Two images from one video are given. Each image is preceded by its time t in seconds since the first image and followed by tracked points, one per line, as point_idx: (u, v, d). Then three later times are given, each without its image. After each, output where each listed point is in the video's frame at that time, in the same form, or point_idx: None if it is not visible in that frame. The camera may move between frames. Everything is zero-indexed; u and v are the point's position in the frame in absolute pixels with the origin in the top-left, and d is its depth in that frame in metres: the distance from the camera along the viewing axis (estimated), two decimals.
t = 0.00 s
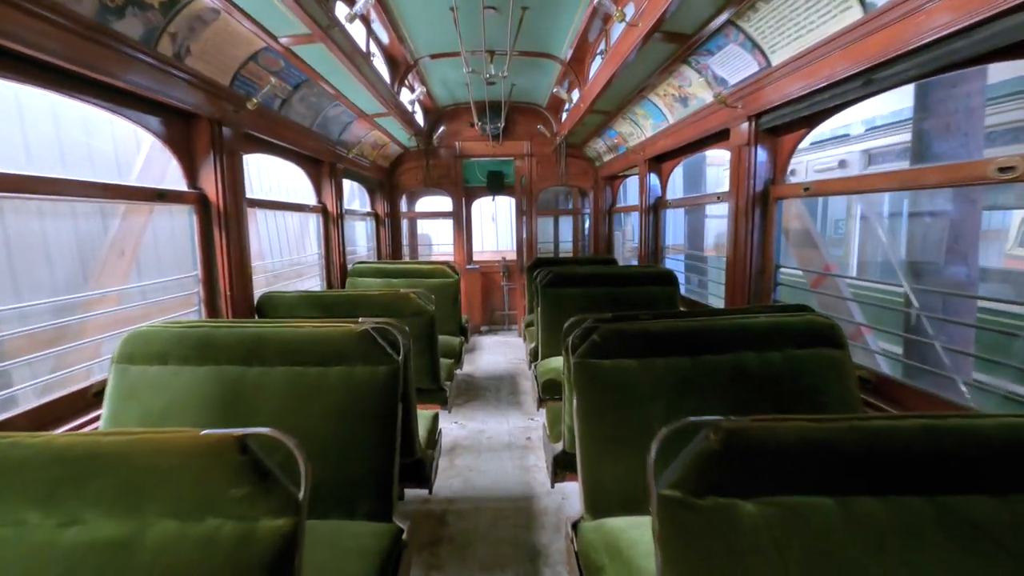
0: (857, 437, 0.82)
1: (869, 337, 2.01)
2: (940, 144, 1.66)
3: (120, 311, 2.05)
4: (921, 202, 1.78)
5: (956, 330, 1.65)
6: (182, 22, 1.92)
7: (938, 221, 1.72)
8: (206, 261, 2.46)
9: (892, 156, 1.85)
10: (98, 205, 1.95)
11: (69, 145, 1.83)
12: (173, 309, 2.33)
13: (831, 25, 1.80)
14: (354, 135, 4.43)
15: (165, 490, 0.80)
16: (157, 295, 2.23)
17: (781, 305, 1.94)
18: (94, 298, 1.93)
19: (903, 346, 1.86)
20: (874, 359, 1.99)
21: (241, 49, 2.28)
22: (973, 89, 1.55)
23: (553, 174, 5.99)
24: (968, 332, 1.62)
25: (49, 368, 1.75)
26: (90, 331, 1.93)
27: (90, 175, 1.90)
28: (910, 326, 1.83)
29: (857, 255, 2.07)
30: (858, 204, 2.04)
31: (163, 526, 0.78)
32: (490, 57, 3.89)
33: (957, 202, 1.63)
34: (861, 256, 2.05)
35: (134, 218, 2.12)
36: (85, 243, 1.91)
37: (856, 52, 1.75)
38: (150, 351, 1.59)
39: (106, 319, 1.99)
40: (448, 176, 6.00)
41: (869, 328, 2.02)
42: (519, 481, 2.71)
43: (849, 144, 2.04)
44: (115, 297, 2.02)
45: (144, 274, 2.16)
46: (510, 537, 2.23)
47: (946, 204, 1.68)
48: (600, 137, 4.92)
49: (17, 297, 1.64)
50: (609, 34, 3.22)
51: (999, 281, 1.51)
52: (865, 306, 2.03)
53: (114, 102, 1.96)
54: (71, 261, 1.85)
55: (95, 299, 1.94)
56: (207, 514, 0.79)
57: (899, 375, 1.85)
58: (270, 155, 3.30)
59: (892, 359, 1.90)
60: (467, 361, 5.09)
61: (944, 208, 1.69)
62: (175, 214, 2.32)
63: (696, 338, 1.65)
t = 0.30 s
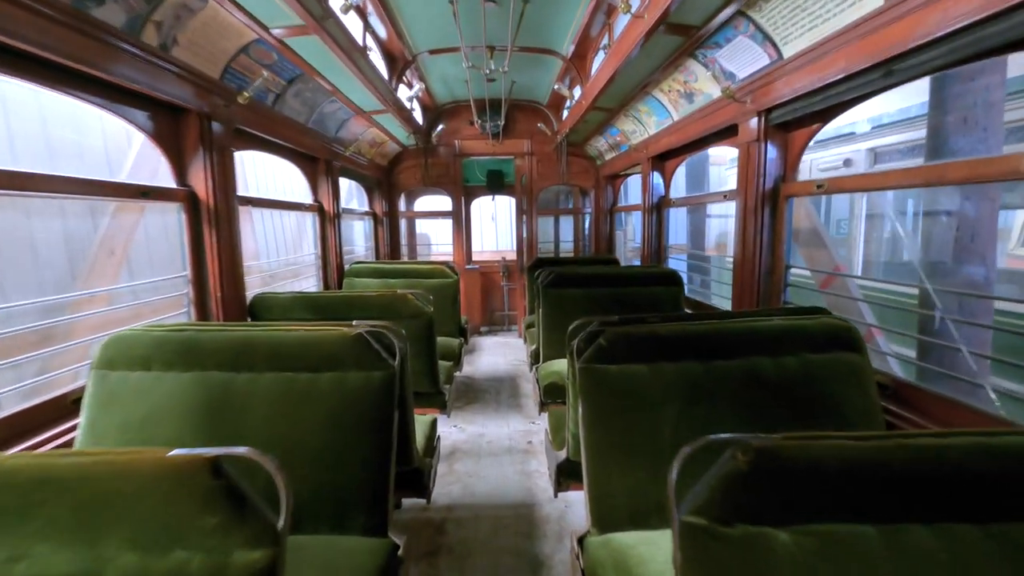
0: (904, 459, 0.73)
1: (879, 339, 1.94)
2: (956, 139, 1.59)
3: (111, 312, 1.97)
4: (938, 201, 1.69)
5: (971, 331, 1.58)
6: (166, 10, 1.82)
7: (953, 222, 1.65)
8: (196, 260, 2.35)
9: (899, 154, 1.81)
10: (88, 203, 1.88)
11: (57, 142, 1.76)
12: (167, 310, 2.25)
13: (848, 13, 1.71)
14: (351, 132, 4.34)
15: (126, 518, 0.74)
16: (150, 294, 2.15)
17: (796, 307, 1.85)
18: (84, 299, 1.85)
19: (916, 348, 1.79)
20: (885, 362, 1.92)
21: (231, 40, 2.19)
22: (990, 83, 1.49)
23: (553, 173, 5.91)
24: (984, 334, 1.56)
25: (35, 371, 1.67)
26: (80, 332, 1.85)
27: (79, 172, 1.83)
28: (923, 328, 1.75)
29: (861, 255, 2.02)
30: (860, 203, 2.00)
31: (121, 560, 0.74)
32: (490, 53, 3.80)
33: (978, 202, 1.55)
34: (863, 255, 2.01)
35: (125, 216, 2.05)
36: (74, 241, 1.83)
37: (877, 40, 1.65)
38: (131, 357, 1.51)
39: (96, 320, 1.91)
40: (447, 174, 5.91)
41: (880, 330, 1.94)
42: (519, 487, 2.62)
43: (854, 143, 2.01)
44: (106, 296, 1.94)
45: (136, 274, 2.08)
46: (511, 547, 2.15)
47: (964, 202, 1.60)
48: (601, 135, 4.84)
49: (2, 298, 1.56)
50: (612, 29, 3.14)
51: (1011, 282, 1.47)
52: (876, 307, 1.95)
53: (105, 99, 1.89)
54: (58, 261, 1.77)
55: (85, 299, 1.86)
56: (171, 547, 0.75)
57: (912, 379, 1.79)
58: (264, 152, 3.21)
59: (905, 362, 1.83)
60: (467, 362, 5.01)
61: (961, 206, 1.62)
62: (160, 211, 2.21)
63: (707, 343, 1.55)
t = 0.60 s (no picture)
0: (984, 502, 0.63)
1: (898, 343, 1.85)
2: (983, 134, 1.49)
3: (97, 316, 1.86)
4: (964, 198, 1.58)
5: (999, 335, 1.47)
6: None
7: (967, 224, 1.58)
8: (182, 261, 2.22)
9: (912, 151, 1.73)
10: (74, 202, 1.78)
11: (38, 138, 1.65)
12: (156, 313, 2.14)
13: None
14: (347, 129, 4.23)
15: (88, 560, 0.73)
16: (140, 298, 2.04)
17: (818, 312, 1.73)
18: (69, 303, 1.74)
19: (939, 353, 1.68)
20: (905, 367, 1.83)
21: (217, 30, 2.07)
22: (1023, 74, 1.39)
23: (555, 171, 5.79)
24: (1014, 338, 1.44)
25: (16, 378, 1.56)
26: (61, 339, 1.73)
27: (63, 172, 1.73)
28: (947, 332, 1.64)
29: (872, 254, 1.94)
30: (867, 202, 1.94)
31: None
32: (490, 47, 3.69)
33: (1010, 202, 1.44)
34: (873, 255, 1.94)
35: (111, 217, 1.94)
36: (59, 244, 1.73)
37: (909, 25, 1.53)
38: (102, 368, 1.38)
39: (80, 325, 1.80)
40: (446, 173, 5.79)
41: (898, 334, 1.84)
42: (521, 498, 2.52)
43: (863, 139, 1.96)
44: (92, 300, 1.83)
45: (124, 275, 1.98)
46: (513, 563, 2.04)
47: (998, 199, 1.48)
48: (604, 132, 4.73)
49: None
50: (616, 21, 3.02)
51: None
52: (894, 310, 1.84)
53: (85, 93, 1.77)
54: (41, 263, 1.66)
55: (70, 303, 1.75)
56: None
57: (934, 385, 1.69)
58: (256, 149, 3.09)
59: (926, 367, 1.73)
60: (466, 364, 4.90)
61: (993, 204, 1.49)
62: (144, 211, 2.08)
63: (727, 351, 1.44)
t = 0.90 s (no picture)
0: None
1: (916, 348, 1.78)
2: (1005, 131, 1.40)
3: (86, 320, 1.79)
4: (987, 198, 1.48)
5: (1020, 341, 1.39)
6: None
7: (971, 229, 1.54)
8: (169, 262, 2.11)
9: (922, 150, 1.68)
10: (63, 202, 1.71)
11: (28, 137, 1.59)
12: (147, 316, 2.07)
13: None
14: (344, 127, 4.14)
15: None
16: (132, 301, 1.98)
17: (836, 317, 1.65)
18: (57, 306, 1.68)
19: (956, 359, 1.61)
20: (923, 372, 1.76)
21: (206, 21, 1.98)
22: None
23: (556, 170, 5.70)
24: None
25: None
26: (48, 344, 1.66)
27: (53, 170, 1.66)
28: (965, 337, 1.57)
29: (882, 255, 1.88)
30: (872, 201, 1.90)
31: None
32: (490, 43, 3.61)
33: None
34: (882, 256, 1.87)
35: (102, 216, 1.87)
36: (47, 245, 1.66)
37: (933, 14, 1.44)
38: (80, 380, 1.30)
39: (71, 328, 1.74)
40: (445, 171, 5.71)
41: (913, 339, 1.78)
42: (523, 508, 2.43)
43: (869, 138, 1.93)
44: (81, 302, 1.77)
45: (115, 277, 1.91)
46: None
47: (1018, 199, 1.38)
48: (606, 130, 4.64)
49: None
50: (620, 15, 2.94)
51: None
52: (908, 313, 1.79)
53: (69, 87, 1.69)
54: (28, 266, 1.59)
55: (57, 306, 1.68)
56: None
57: (951, 392, 1.62)
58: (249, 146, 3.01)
59: (943, 374, 1.66)
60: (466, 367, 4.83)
61: (1014, 204, 1.40)
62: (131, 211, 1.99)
63: (742, 360, 1.36)
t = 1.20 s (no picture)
0: None
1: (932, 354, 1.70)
2: None
3: (74, 324, 1.71)
4: (1005, 197, 1.41)
5: None
6: None
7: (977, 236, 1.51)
8: (157, 265, 2.00)
9: (928, 149, 1.64)
10: (51, 202, 1.64)
11: (12, 134, 1.52)
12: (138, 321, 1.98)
13: None
14: (341, 124, 4.05)
15: None
16: (124, 303, 1.90)
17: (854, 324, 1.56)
18: (43, 310, 1.60)
19: (977, 367, 1.52)
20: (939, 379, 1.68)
21: (195, 13, 1.88)
22: None
23: (558, 169, 5.61)
24: None
25: None
26: (34, 349, 1.59)
27: (39, 169, 1.59)
28: (987, 344, 1.48)
29: (898, 257, 1.80)
30: (880, 201, 1.84)
31: None
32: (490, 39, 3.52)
33: None
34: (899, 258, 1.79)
35: (91, 217, 1.79)
36: (35, 245, 1.59)
37: (959, 4, 1.35)
38: (53, 394, 1.22)
39: (60, 332, 1.67)
40: (445, 170, 5.62)
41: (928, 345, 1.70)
42: (526, 520, 2.36)
43: (878, 137, 1.88)
44: (69, 306, 1.69)
45: (106, 279, 1.84)
46: None
47: None
48: (609, 128, 4.56)
49: None
50: (624, 9, 2.84)
51: None
52: (924, 318, 1.70)
53: (53, 82, 1.61)
54: (14, 266, 1.52)
55: (44, 310, 1.61)
56: None
57: (971, 402, 1.53)
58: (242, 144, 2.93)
59: (961, 382, 1.58)
60: (466, 369, 4.76)
61: None
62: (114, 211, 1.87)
63: (760, 372, 1.28)
